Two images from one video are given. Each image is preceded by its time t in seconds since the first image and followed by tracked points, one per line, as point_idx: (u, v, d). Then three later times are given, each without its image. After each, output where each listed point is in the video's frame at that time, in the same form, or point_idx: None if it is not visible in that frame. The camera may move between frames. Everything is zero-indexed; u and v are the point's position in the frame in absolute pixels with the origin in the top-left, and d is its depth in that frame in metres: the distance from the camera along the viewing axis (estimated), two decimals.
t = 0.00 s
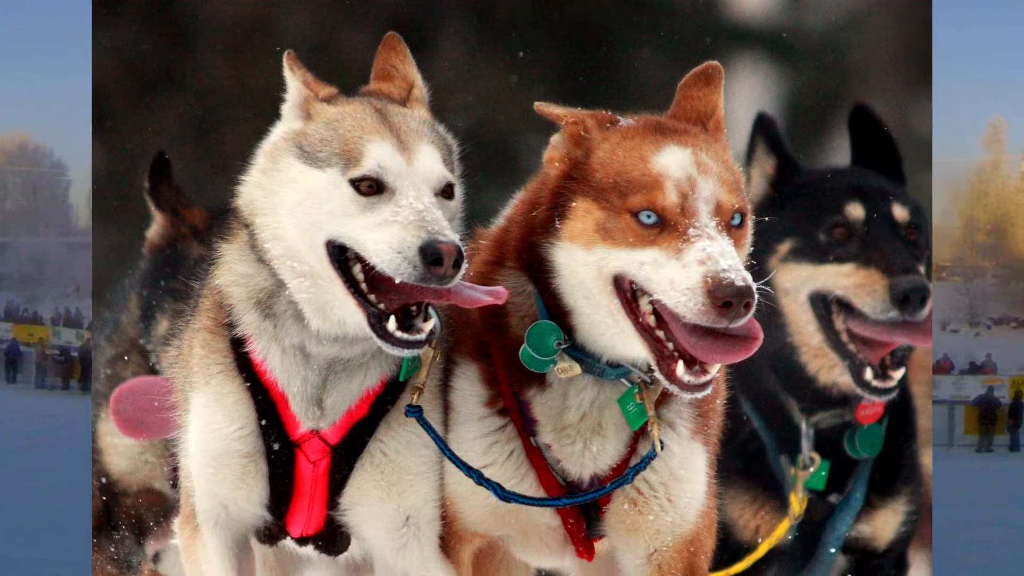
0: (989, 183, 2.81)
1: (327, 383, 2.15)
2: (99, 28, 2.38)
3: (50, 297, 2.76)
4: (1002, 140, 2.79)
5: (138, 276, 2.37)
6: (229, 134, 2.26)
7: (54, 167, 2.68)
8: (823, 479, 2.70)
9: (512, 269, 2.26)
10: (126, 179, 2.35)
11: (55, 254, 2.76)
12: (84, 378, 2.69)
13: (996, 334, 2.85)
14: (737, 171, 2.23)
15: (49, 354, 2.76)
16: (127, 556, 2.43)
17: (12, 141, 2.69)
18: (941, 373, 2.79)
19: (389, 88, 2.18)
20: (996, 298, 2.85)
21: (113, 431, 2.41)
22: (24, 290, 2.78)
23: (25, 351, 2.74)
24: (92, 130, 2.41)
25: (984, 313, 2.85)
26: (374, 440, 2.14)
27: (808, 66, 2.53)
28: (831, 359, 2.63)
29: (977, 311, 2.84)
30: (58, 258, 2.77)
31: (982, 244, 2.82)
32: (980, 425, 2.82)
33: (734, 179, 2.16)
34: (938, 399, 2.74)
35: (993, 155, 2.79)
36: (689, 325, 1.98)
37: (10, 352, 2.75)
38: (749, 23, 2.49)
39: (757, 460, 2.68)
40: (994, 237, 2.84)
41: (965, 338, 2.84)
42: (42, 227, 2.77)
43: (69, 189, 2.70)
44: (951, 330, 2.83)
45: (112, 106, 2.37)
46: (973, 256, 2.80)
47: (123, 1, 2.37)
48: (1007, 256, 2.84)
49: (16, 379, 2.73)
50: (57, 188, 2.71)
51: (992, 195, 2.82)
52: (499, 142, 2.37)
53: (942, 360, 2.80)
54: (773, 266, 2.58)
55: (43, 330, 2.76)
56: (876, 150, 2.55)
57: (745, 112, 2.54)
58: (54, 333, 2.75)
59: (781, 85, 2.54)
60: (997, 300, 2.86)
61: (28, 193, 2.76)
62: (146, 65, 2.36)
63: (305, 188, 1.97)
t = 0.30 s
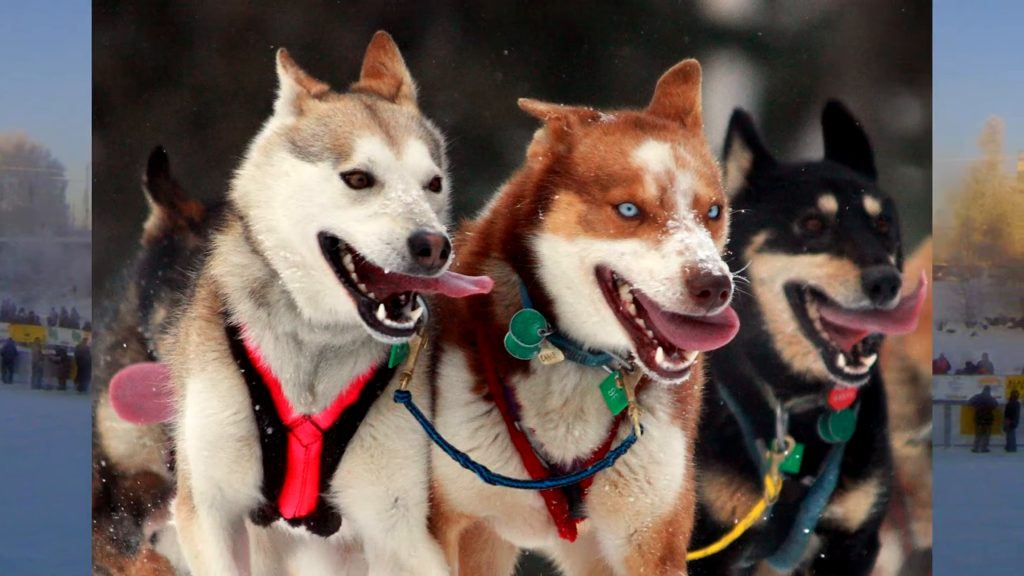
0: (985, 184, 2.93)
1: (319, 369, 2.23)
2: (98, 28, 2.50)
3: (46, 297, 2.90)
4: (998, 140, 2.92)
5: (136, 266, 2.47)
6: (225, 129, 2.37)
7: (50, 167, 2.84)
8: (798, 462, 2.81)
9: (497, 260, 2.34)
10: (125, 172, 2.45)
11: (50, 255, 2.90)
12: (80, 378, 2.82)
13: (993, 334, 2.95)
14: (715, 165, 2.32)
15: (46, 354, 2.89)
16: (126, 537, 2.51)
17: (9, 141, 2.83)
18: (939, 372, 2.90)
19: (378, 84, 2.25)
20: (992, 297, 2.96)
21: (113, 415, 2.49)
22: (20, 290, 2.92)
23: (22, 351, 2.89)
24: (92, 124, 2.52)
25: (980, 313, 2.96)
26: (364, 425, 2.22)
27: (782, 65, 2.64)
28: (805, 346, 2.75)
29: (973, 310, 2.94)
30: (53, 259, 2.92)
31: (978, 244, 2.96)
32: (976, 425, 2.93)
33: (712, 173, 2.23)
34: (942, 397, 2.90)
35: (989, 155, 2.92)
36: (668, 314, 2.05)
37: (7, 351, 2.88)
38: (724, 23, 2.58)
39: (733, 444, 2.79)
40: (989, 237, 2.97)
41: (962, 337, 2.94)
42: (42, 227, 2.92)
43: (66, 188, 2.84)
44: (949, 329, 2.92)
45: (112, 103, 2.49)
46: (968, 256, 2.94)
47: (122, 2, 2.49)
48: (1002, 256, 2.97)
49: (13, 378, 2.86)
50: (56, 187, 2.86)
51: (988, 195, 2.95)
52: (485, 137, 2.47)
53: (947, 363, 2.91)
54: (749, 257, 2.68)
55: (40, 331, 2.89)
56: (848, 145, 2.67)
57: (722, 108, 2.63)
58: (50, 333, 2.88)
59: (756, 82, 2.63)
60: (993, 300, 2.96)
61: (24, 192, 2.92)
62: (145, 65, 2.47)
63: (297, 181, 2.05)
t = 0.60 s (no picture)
0: (982, 184, 2.95)
1: (311, 356, 2.31)
2: (97, 27, 2.65)
3: (42, 297, 3.01)
4: (994, 140, 2.95)
5: (134, 257, 2.62)
6: (220, 123, 2.53)
7: (47, 167, 2.95)
8: (773, 446, 2.90)
9: (483, 251, 2.42)
10: (122, 168, 2.59)
11: (46, 255, 2.99)
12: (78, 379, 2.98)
13: (988, 334, 2.96)
14: (694, 159, 2.41)
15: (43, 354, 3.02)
16: (125, 518, 2.64)
17: (5, 142, 2.95)
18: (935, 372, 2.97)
19: (368, 82, 2.32)
20: (989, 297, 2.96)
21: (111, 402, 2.64)
22: (16, 289, 3.00)
23: (18, 351, 3.01)
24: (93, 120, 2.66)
25: (977, 313, 2.98)
26: (355, 410, 2.29)
27: (758, 63, 2.73)
28: (780, 334, 2.88)
29: (970, 310, 2.98)
30: (50, 259, 3.01)
31: (975, 244, 2.99)
32: (972, 425, 2.96)
33: (691, 167, 2.32)
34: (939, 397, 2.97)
35: (985, 155, 2.94)
36: (648, 303, 2.14)
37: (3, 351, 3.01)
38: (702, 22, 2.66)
39: (712, 429, 2.88)
40: (986, 237, 2.99)
41: (958, 338, 2.99)
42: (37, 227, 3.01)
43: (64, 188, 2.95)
44: (945, 330, 2.99)
45: (112, 100, 2.62)
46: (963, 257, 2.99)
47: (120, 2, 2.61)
48: (999, 255, 2.98)
49: (9, 378, 2.99)
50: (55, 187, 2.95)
51: (985, 195, 2.97)
52: (471, 132, 2.60)
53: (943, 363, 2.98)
54: (727, 248, 2.79)
55: (36, 331, 3.00)
56: (822, 140, 2.78)
57: (700, 105, 2.73)
58: (47, 334, 3.01)
59: (734, 79, 2.72)
60: (992, 301, 2.97)
61: (20, 193, 2.99)
62: (143, 62, 2.61)
63: (290, 175, 2.12)
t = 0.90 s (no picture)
0: (979, 184, 3.17)
1: (304, 344, 2.38)
2: (97, 27, 2.76)
3: (39, 298, 3.30)
4: (990, 140, 3.17)
5: (134, 248, 2.70)
6: (214, 119, 2.57)
7: (43, 167, 3.18)
8: (751, 431, 3.03)
9: (470, 243, 2.51)
10: (122, 161, 2.68)
11: (44, 255, 3.30)
12: (71, 377, 3.19)
13: (984, 333, 3.23)
14: (674, 154, 2.48)
15: (39, 353, 3.26)
16: (124, 501, 2.74)
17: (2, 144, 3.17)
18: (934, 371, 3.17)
19: (359, 79, 2.39)
20: (984, 297, 3.24)
21: (111, 389, 2.72)
22: (14, 290, 3.33)
23: (16, 351, 3.25)
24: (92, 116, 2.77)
25: (973, 313, 3.25)
26: (346, 396, 2.37)
27: (735, 61, 2.82)
28: (757, 324, 2.99)
29: (966, 310, 3.24)
30: (48, 258, 3.31)
31: (972, 243, 3.23)
32: (968, 425, 3.17)
33: (671, 161, 2.40)
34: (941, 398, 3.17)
35: (983, 156, 3.16)
36: (630, 293, 2.21)
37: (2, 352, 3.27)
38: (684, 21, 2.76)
39: (691, 414, 2.99)
40: (982, 237, 3.24)
41: (955, 337, 3.24)
42: (36, 228, 3.31)
43: (57, 188, 3.17)
44: (942, 330, 3.22)
45: (111, 97, 2.72)
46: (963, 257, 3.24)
47: (120, 3, 2.73)
48: (994, 255, 3.26)
49: (6, 378, 3.24)
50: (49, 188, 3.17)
51: (983, 195, 3.20)
52: (458, 128, 2.66)
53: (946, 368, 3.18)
54: (706, 240, 2.90)
55: (33, 330, 3.27)
56: (798, 136, 2.88)
57: (681, 101, 2.80)
58: (43, 333, 3.26)
59: (713, 76, 2.81)
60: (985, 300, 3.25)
61: (18, 194, 3.27)
62: (141, 59, 2.71)
63: (284, 169, 2.20)
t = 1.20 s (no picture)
0: (975, 185, 3.35)
1: (297, 333, 2.46)
2: (96, 27, 2.86)
3: (35, 298, 3.40)
4: (987, 140, 3.31)
5: (132, 240, 2.83)
6: (213, 117, 2.71)
7: (39, 168, 3.26)
8: (730, 417, 3.10)
9: (458, 235, 2.59)
10: (121, 158, 2.80)
11: (40, 256, 3.39)
12: (67, 378, 3.34)
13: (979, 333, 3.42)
14: (656, 149, 2.57)
15: (35, 353, 3.39)
16: (123, 485, 2.83)
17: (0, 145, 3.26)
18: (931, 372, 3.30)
19: (351, 77, 2.47)
20: (981, 297, 3.44)
21: (111, 376, 2.83)
22: (11, 291, 3.41)
23: (11, 351, 3.36)
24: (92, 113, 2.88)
25: (969, 313, 3.44)
26: (338, 383, 2.45)
27: (715, 59, 2.90)
28: (736, 314, 3.10)
29: (962, 311, 3.42)
30: (45, 259, 3.39)
31: (969, 243, 3.45)
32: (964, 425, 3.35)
33: (653, 156, 2.48)
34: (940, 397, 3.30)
35: (980, 156, 3.31)
36: (613, 284, 2.28)
37: None
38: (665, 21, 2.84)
39: (672, 401, 3.08)
40: (978, 238, 3.44)
41: (953, 337, 3.39)
42: (33, 228, 3.41)
43: (54, 188, 3.28)
44: (939, 330, 3.37)
45: (110, 93, 2.83)
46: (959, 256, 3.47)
47: (119, 3, 2.84)
48: (989, 255, 3.47)
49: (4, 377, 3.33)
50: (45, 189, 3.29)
51: (978, 195, 3.38)
52: (446, 124, 2.77)
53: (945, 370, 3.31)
54: (687, 233, 3.04)
55: (30, 330, 3.38)
56: (776, 131, 2.99)
57: (662, 98, 2.91)
58: (39, 333, 3.39)
59: (692, 74, 2.89)
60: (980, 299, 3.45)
61: (14, 194, 3.37)
62: (140, 58, 2.82)
63: (278, 164, 2.28)
